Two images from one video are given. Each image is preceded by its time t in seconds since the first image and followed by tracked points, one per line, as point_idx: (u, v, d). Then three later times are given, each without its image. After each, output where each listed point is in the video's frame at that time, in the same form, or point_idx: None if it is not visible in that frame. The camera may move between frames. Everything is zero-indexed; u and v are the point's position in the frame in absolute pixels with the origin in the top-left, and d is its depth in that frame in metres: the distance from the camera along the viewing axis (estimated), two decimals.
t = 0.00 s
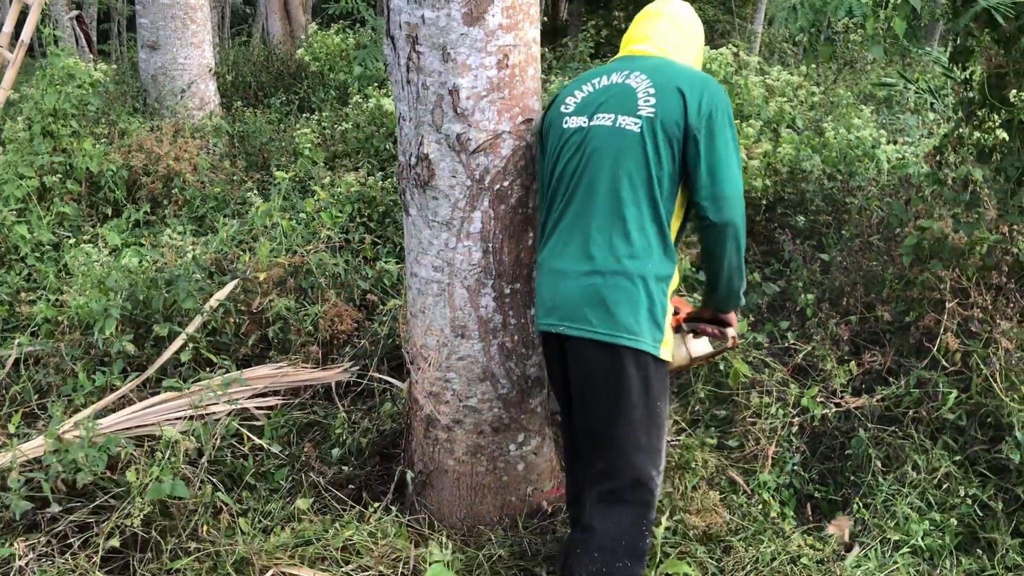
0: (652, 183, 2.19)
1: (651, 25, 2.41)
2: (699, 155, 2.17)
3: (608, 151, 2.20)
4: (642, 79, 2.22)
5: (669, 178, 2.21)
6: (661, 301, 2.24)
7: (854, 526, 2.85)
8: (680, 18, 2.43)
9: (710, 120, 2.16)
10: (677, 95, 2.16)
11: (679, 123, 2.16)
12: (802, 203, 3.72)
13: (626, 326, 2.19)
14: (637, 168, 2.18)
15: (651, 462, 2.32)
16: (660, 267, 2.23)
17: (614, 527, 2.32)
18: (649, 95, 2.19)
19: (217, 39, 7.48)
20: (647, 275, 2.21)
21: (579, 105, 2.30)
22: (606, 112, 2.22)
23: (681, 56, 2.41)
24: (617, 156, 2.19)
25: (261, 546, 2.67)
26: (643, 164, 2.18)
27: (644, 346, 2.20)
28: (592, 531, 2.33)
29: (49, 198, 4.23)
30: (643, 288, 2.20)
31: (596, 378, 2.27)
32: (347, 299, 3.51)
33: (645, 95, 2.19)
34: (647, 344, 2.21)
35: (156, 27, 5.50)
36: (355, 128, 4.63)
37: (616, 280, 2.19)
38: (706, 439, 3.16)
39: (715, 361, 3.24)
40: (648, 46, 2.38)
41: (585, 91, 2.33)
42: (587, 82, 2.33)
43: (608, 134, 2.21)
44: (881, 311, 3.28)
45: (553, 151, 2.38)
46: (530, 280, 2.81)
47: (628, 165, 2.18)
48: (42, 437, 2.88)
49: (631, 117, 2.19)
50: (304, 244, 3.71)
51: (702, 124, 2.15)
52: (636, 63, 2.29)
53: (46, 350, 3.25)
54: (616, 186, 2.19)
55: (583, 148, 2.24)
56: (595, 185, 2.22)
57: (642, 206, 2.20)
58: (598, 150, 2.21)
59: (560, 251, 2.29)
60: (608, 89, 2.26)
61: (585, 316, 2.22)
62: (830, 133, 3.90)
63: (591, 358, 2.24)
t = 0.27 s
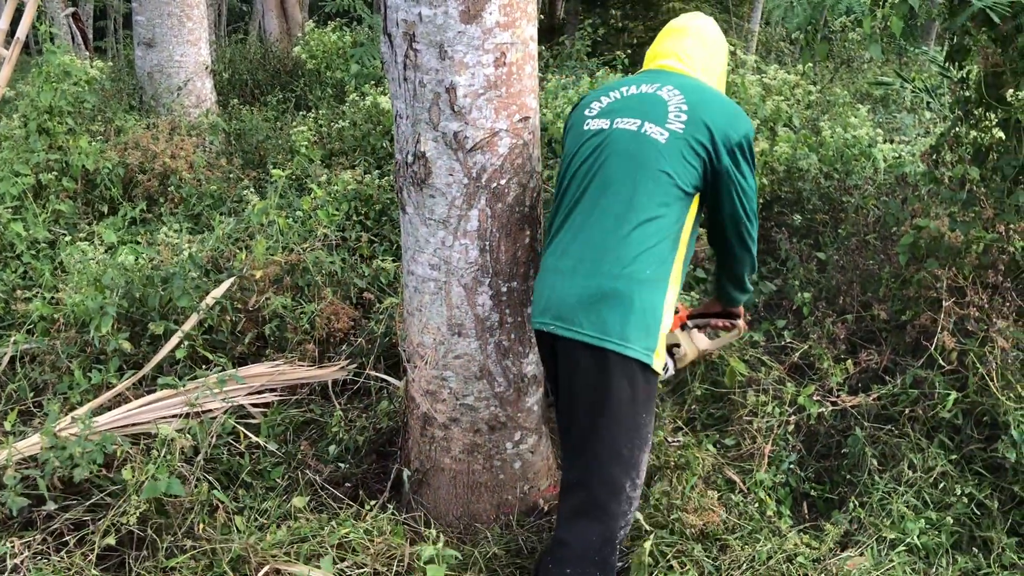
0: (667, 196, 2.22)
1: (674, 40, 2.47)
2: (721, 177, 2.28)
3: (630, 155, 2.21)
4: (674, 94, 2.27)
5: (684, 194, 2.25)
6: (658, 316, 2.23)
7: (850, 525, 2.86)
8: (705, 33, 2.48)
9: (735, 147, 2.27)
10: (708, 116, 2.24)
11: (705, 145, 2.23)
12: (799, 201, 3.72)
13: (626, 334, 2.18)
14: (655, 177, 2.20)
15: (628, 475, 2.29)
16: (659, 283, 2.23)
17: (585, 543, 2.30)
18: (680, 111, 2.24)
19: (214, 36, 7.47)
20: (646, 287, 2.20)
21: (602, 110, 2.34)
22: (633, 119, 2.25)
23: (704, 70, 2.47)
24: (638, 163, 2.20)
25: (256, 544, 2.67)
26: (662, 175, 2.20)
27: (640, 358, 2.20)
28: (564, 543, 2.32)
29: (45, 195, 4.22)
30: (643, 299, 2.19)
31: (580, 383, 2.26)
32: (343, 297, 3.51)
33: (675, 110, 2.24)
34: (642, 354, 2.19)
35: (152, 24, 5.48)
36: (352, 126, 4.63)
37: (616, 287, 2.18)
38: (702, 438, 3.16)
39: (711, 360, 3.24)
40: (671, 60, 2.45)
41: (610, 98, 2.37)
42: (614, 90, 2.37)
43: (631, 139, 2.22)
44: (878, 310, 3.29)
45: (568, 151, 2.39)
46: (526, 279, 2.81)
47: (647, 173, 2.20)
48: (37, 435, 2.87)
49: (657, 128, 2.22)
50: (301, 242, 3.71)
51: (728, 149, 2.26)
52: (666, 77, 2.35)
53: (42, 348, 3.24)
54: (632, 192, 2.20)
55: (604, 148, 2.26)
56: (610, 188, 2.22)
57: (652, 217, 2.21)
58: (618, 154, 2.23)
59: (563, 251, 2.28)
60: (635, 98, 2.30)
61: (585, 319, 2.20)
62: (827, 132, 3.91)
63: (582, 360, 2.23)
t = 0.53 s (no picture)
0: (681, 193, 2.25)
1: (670, 37, 2.50)
2: (725, 165, 2.28)
3: (637, 154, 2.24)
4: (674, 89, 2.30)
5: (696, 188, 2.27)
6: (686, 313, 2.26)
7: (846, 523, 2.86)
8: (701, 30, 2.52)
9: (738, 137, 2.28)
10: (709, 108, 2.26)
11: (710, 135, 2.25)
12: (796, 201, 3.73)
13: (656, 333, 2.23)
14: (666, 175, 2.23)
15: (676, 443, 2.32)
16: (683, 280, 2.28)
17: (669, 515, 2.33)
18: (682, 106, 2.26)
19: (212, 34, 7.46)
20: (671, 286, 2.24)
21: (604, 109, 2.37)
22: (637, 118, 2.28)
23: (702, 65, 2.50)
24: (647, 162, 2.23)
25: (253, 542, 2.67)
26: (671, 171, 2.23)
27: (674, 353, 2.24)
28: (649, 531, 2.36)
29: (42, 192, 4.21)
30: (669, 297, 2.23)
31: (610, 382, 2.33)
32: (340, 295, 3.51)
33: (677, 104, 2.26)
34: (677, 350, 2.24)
35: (149, 21, 5.47)
36: (350, 124, 4.63)
37: (643, 290, 2.22)
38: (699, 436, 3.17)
39: (708, 359, 3.25)
40: (669, 56, 2.47)
41: (610, 98, 2.39)
42: (613, 91, 2.40)
43: (637, 138, 2.25)
44: (874, 309, 3.29)
45: (573, 154, 2.41)
46: (523, 277, 2.81)
47: (657, 171, 2.22)
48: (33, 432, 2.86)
49: (662, 125, 2.25)
50: (298, 240, 3.71)
51: (731, 136, 2.27)
52: (665, 72, 2.37)
53: (38, 345, 3.24)
54: (645, 192, 2.22)
55: (610, 150, 2.28)
56: (621, 189, 2.25)
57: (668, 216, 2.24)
58: (625, 153, 2.25)
59: (578, 257, 2.31)
60: (636, 97, 2.32)
61: (611, 323, 2.24)
62: (824, 132, 3.92)
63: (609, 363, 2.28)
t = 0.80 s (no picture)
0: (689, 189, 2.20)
1: (686, 23, 2.40)
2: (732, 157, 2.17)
3: (643, 152, 2.20)
4: (682, 82, 2.22)
5: (705, 183, 2.21)
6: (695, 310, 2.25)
7: (841, 522, 2.86)
8: (717, 16, 2.39)
9: (749, 131, 2.16)
10: (718, 100, 2.17)
11: (717, 130, 2.16)
12: (792, 200, 3.73)
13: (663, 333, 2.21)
14: (672, 172, 2.18)
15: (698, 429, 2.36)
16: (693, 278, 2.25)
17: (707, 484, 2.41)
18: (688, 99, 2.19)
19: (208, 33, 7.44)
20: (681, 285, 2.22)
21: (612, 104, 2.32)
22: (644, 114, 2.23)
23: (720, 54, 2.40)
24: (652, 160, 2.18)
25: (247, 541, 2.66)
26: (677, 168, 2.18)
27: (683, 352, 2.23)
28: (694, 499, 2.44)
29: (36, 190, 4.20)
30: (677, 296, 2.20)
31: (638, 383, 2.36)
32: (336, 293, 3.51)
33: (684, 99, 2.19)
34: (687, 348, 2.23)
35: (145, 19, 5.46)
36: (346, 122, 4.62)
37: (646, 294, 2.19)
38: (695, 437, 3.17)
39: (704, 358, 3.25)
40: (684, 44, 2.38)
41: (620, 90, 2.34)
42: (623, 83, 2.34)
43: (643, 136, 2.21)
44: (870, 308, 3.30)
45: (582, 148, 2.38)
46: (519, 276, 2.81)
47: (662, 168, 2.18)
48: (28, 429, 2.85)
49: (668, 121, 2.19)
50: (294, 238, 3.71)
51: (740, 129, 2.16)
52: (674, 63, 2.29)
53: (33, 343, 3.23)
54: (652, 190, 2.18)
55: (617, 148, 2.25)
56: (627, 188, 2.21)
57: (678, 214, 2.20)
58: (631, 151, 2.22)
59: (587, 256, 2.30)
60: (644, 91, 2.27)
61: (618, 323, 2.23)
62: (820, 131, 3.92)
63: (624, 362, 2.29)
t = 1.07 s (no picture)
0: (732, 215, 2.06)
1: (714, 31, 2.20)
2: (774, 181, 2.03)
3: (683, 178, 2.03)
4: (720, 98, 2.05)
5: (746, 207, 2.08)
6: (738, 337, 2.15)
7: (834, 522, 2.88)
8: (746, 19, 2.21)
9: (795, 150, 2.02)
10: (760, 120, 2.01)
11: (761, 152, 2.02)
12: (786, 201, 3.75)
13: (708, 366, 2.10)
14: (715, 198, 2.03)
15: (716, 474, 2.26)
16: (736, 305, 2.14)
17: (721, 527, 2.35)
18: (729, 118, 2.02)
19: (204, 31, 7.44)
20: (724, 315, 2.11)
21: (644, 120, 2.13)
22: (681, 134, 2.05)
23: (750, 63, 2.22)
24: (696, 186, 2.03)
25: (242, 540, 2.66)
26: (720, 194, 2.03)
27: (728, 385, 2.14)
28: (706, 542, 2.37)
29: (32, 188, 4.21)
30: (721, 327, 2.10)
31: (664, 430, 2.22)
32: (331, 293, 3.51)
33: (725, 118, 2.02)
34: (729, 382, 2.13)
35: (141, 18, 5.46)
36: (342, 122, 4.63)
37: (693, 326, 2.07)
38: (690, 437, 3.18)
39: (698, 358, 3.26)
40: (714, 53, 2.18)
41: (650, 104, 2.14)
42: (653, 95, 2.15)
43: (682, 160, 2.04)
44: (864, 309, 3.31)
45: (611, 166, 2.21)
46: (514, 276, 2.82)
47: (705, 195, 2.03)
48: (23, 428, 2.85)
49: (708, 142, 2.02)
50: (289, 237, 3.71)
51: (783, 150, 2.02)
52: (708, 77, 2.11)
53: (28, 342, 3.23)
54: (695, 220, 2.04)
55: (654, 171, 2.07)
56: (667, 217, 2.06)
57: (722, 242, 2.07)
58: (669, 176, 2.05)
59: (624, 284, 2.17)
60: (678, 107, 2.08)
61: (663, 360, 2.11)
62: (815, 132, 3.93)
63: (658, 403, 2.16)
